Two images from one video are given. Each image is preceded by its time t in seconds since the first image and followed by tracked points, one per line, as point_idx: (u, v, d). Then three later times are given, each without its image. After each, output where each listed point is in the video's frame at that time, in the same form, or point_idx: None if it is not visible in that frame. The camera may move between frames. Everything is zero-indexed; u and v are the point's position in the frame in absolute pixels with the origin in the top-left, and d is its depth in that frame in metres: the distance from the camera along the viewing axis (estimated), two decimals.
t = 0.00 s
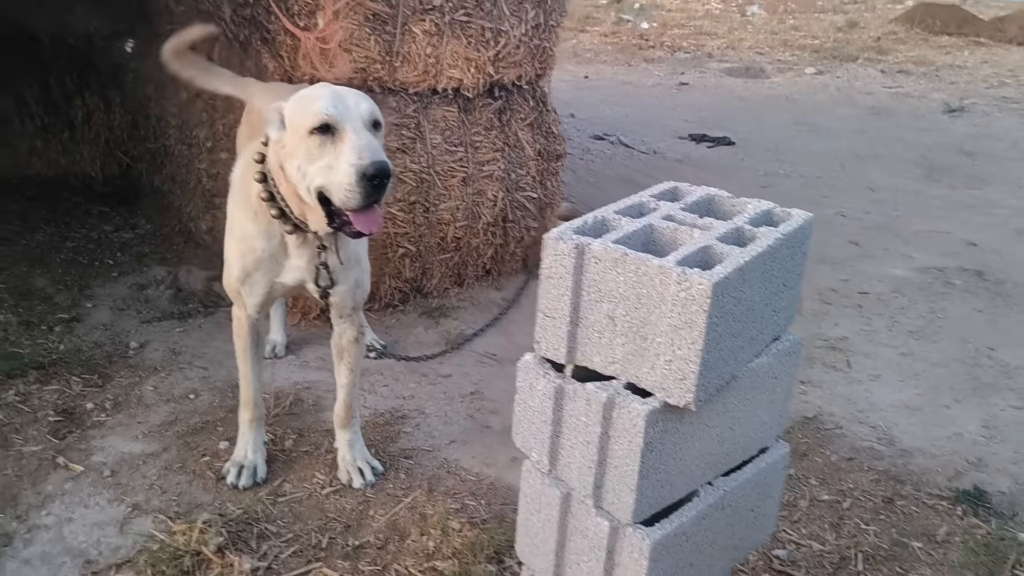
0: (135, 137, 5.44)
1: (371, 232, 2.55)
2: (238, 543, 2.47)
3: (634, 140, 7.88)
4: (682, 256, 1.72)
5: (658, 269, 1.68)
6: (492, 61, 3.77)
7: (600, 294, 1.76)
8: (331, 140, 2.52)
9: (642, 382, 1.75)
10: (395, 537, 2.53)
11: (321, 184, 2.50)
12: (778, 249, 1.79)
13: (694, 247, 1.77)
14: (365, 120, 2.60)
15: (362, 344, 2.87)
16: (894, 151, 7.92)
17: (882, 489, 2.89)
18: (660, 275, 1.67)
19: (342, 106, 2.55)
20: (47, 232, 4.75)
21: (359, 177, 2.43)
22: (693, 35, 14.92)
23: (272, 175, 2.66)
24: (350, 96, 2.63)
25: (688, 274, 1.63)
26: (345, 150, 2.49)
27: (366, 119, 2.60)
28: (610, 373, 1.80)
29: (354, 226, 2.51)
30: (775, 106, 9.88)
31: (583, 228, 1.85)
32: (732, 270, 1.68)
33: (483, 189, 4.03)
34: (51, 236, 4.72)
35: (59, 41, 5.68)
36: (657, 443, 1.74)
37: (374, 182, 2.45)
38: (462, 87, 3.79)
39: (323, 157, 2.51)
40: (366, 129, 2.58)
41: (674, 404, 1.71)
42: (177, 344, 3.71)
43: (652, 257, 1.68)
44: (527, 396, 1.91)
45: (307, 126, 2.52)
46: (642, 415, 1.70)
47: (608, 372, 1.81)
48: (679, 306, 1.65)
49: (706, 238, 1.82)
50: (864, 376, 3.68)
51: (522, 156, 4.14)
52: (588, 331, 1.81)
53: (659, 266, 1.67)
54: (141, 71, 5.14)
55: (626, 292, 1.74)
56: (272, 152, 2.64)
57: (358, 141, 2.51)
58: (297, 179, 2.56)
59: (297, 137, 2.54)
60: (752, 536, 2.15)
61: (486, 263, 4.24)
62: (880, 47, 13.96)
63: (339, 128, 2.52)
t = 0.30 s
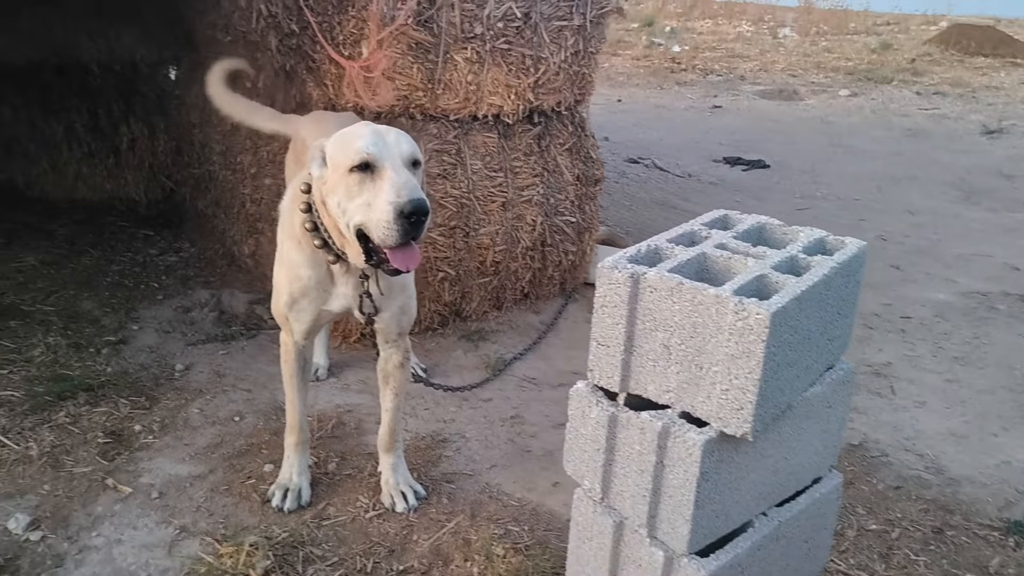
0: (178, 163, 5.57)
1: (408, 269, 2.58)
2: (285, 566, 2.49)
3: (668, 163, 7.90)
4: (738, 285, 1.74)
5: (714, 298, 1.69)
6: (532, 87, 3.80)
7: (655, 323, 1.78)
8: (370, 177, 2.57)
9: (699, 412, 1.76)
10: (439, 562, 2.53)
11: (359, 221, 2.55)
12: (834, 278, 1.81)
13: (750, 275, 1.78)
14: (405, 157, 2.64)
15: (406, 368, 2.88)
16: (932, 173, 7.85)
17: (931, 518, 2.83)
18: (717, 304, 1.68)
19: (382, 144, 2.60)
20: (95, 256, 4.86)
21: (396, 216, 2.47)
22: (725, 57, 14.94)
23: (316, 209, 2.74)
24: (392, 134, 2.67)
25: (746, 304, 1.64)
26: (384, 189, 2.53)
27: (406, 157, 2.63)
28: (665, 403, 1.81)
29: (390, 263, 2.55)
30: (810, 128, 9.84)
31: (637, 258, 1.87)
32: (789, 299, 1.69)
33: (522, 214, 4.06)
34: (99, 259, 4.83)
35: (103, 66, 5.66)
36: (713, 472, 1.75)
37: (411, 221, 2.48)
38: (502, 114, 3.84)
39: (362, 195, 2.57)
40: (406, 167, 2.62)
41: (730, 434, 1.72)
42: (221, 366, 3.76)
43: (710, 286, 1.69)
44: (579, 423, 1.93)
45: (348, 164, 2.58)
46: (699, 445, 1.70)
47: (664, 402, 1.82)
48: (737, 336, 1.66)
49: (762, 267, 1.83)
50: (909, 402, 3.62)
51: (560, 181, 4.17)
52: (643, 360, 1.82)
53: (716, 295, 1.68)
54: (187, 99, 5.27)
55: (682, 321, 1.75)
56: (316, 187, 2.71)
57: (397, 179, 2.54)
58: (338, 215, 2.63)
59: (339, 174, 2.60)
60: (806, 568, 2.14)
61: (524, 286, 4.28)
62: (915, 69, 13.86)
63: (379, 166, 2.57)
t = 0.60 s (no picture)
0: (223, 177, 5.75)
1: (435, 288, 2.59)
2: None
3: (707, 180, 7.85)
4: (794, 296, 1.71)
5: (770, 309, 1.68)
6: (574, 102, 3.81)
7: (707, 335, 1.78)
8: (402, 196, 2.58)
9: (752, 427, 1.75)
10: None
11: (389, 238, 2.57)
12: (891, 291, 1.78)
13: (807, 286, 1.77)
14: (438, 177, 2.64)
15: (445, 381, 2.86)
16: (978, 192, 7.70)
17: (984, 542, 2.75)
18: (772, 316, 1.67)
19: (416, 162, 2.61)
20: (141, 268, 4.95)
21: (423, 236, 2.48)
22: (764, 74, 14.85)
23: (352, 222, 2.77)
24: (427, 152, 2.67)
25: (803, 316, 1.63)
26: (414, 208, 2.54)
27: (439, 176, 2.63)
28: (717, 417, 1.80)
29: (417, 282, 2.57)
30: (851, 145, 9.71)
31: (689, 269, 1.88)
32: (847, 311, 1.67)
33: (562, 229, 4.06)
34: (144, 271, 4.91)
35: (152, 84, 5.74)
36: (766, 487, 1.72)
37: (438, 243, 2.49)
38: (544, 129, 3.85)
39: (393, 212, 2.59)
40: (438, 186, 2.62)
41: (785, 448, 1.70)
42: (263, 378, 3.80)
43: (765, 297, 1.68)
44: (629, 436, 1.94)
45: (382, 180, 2.60)
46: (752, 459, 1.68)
47: (716, 416, 1.81)
48: (794, 348, 1.64)
49: (817, 278, 1.82)
50: (959, 423, 3.53)
51: (601, 196, 4.16)
52: (694, 372, 1.82)
53: (771, 307, 1.67)
54: (232, 115, 5.37)
55: (735, 333, 1.74)
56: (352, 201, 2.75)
57: (428, 198, 2.55)
58: (370, 230, 2.66)
59: (373, 190, 2.63)
60: None
61: (563, 301, 4.27)
62: (958, 87, 13.66)
63: (412, 185, 2.58)
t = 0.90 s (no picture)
0: (247, 167, 5.73)
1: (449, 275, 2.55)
2: (352, 557, 2.40)
3: (736, 177, 7.71)
4: (866, 233, 1.71)
5: (839, 247, 1.68)
6: (606, 82, 3.71)
7: (769, 278, 1.79)
8: (418, 180, 2.51)
9: (818, 378, 1.75)
10: (510, 560, 2.41)
11: (405, 222, 2.53)
12: (966, 234, 1.76)
13: (878, 225, 1.76)
14: (460, 158, 2.53)
15: (475, 358, 2.77)
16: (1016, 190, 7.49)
17: None
18: (841, 253, 1.67)
19: (435, 144, 2.51)
20: (164, 255, 4.90)
21: (433, 229, 2.42)
22: (791, 78, 14.66)
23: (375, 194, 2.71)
24: (449, 131, 2.56)
25: (877, 251, 1.62)
26: (428, 194, 2.47)
27: (459, 159, 2.52)
28: (779, 367, 1.82)
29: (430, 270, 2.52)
30: (881, 145, 9.52)
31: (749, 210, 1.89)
32: (922, 249, 1.65)
33: (593, 213, 3.96)
34: (168, 259, 4.87)
35: (177, 74, 5.73)
36: (831, 444, 1.73)
37: (448, 236, 2.42)
38: (574, 110, 3.75)
39: (410, 194, 2.52)
40: (457, 170, 2.52)
41: (855, 399, 1.70)
42: (286, 362, 3.72)
43: (834, 234, 1.68)
44: (680, 397, 1.98)
45: (400, 160, 2.53)
46: (818, 411, 1.69)
47: (777, 365, 1.83)
48: (866, 287, 1.64)
49: (888, 220, 1.81)
50: (1009, 413, 3.37)
51: (632, 180, 4.06)
52: (754, 318, 1.84)
53: (841, 243, 1.67)
54: (257, 103, 5.33)
55: (800, 275, 1.75)
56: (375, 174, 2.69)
57: (443, 185, 2.46)
58: (391, 208, 2.61)
59: (392, 168, 2.56)
60: (928, 562, 2.09)
61: (593, 288, 4.16)
62: (990, 90, 13.40)
63: (429, 168, 2.49)
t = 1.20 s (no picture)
0: (257, 174, 5.63)
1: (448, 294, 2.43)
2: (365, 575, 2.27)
3: (753, 185, 7.58)
4: (944, 220, 1.62)
5: (912, 235, 1.58)
6: (626, 82, 3.59)
7: (831, 272, 1.69)
8: (417, 193, 2.40)
9: (887, 383, 1.66)
10: None
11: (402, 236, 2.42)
12: None
13: (952, 212, 1.67)
14: (462, 171, 2.41)
15: (493, 366, 2.64)
16: None
17: None
18: (916, 242, 1.57)
19: (436, 155, 2.39)
20: (172, 262, 4.81)
21: (427, 249, 2.30)
22: (804, 89, 14.54)
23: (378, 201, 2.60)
24: (451, 142, 2.44)
25: (958, 239, 1.52)
26: (425, 210, 2.36)
27: (460, 172, 2.40)
28: (842, 371, 1.72)
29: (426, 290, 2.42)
30: (899, 154, 9.37)
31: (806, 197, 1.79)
32: (1005, 237, 1.55)
33: (613, 218, 3.84)
34: (176, 265, 4.77)
35: (187, 78, 5.67)
36: (903, 456, 1.63)
37: (443, 257, 2.30)
38: (594, 110, 3.64)
39: (408, 208, 2.42)
40: (458, 184, 2.40)
41: (931, 407, 1.60)
42: (296, 370, 3.60)
43: (908, 222, 1.58)
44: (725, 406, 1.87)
45: (399, 170, 2.43)
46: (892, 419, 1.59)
47: (840, 369, 1.73)
48: (945, 280, 1.53)
49: (961, 208, 1.71)
50: None
51: (653, 183, 3.94)
52: (814, 316, 1.74)
53: (916, 231, 1.57)
54: (268, 107, 5.24)
55: (866, 268, 1.66)
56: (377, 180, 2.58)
57: (440, 201, 2.34)
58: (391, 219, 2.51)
59: (392, 178, 2.46)
60: None
61: (612, 296, 4.04)
62: (1007, 100, 13.24)
63: (428, 180, 2.38)
